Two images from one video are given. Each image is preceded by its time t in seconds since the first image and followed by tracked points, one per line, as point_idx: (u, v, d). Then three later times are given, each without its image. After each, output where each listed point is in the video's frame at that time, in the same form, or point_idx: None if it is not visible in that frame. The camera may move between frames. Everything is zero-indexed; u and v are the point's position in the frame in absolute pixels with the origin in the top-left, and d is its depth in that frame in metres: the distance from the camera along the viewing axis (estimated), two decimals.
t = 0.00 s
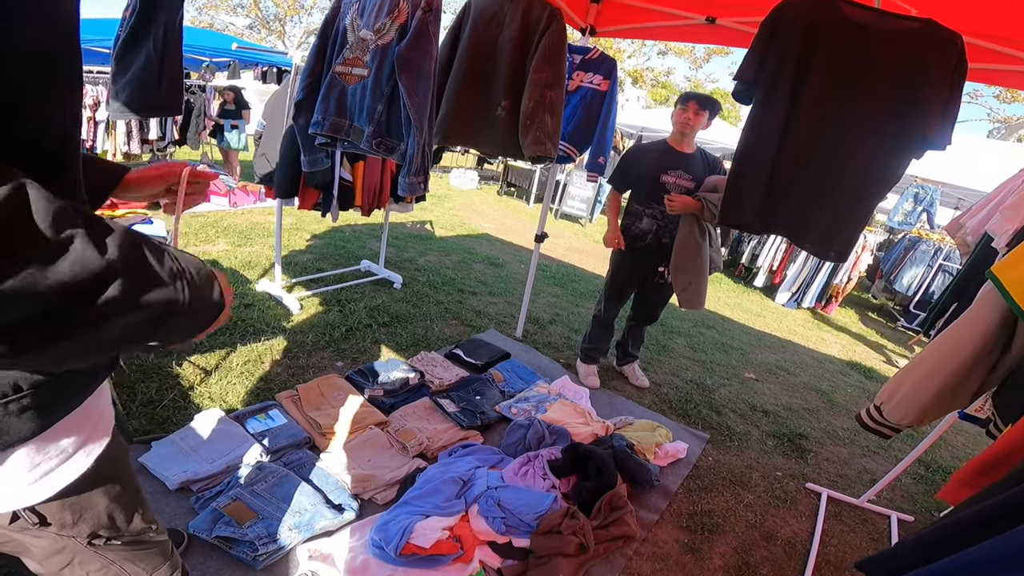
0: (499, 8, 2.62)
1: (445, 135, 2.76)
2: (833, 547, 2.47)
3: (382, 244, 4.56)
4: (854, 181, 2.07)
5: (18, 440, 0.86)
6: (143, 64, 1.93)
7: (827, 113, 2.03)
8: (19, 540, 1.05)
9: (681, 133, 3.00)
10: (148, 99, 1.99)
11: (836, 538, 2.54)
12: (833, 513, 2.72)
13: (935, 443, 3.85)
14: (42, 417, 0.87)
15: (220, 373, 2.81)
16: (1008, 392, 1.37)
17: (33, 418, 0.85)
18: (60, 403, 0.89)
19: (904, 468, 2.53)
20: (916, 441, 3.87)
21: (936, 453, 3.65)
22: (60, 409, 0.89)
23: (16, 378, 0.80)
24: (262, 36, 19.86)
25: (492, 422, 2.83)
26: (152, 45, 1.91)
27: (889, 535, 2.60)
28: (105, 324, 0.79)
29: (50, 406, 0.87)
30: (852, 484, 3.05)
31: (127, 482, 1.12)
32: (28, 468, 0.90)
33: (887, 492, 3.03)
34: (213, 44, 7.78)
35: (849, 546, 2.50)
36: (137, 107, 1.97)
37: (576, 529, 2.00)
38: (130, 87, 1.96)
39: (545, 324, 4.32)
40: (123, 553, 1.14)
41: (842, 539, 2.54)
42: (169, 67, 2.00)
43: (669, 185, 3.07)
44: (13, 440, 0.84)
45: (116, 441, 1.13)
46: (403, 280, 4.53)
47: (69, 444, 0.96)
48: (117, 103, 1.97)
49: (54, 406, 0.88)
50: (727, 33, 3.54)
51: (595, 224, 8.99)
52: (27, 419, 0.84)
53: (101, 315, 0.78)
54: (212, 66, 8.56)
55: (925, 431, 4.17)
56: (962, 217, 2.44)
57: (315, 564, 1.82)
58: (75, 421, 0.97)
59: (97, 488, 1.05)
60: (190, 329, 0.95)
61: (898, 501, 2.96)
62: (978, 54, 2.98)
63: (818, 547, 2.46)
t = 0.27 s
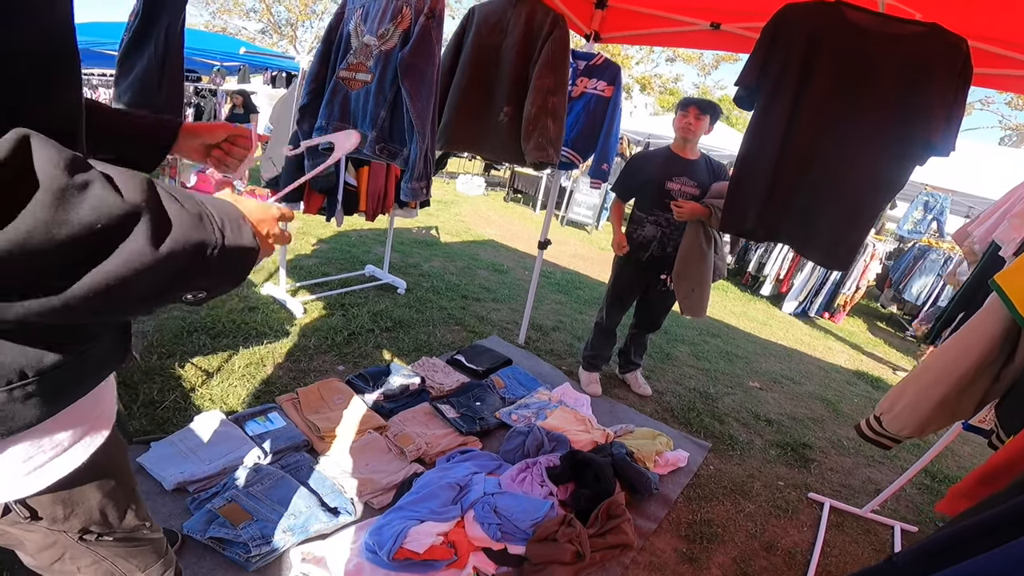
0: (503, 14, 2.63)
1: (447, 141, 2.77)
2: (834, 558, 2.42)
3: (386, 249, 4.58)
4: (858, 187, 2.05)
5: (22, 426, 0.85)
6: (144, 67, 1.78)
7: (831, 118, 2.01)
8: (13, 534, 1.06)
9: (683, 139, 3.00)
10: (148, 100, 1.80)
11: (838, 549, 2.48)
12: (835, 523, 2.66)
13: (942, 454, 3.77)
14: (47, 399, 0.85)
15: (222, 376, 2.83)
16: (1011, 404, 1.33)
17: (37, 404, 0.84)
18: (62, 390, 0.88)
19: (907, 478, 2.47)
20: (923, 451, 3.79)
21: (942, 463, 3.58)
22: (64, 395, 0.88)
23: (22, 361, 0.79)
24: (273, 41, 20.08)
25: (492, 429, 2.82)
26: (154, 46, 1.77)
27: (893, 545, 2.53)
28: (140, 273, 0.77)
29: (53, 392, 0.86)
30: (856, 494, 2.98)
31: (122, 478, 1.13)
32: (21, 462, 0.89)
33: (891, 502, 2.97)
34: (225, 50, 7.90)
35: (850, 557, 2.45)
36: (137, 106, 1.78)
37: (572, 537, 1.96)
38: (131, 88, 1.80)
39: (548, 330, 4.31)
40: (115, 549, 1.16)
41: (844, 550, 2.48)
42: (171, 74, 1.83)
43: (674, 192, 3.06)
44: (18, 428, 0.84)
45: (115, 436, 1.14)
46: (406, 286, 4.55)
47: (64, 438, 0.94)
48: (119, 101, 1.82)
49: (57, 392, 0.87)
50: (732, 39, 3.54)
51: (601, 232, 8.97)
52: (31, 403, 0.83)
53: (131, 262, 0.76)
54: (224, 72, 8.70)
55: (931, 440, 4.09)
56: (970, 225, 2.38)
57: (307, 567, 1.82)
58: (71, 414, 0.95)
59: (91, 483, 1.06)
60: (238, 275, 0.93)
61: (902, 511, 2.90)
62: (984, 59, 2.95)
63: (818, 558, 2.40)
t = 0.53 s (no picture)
0: (504, 18, 2.64)
1: (448, 144, 2.77)
2: (835, 565, 2.37)
3: (389, 252, 4.60)
4: (860, 189, 2.02)
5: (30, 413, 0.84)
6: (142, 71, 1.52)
7: (832, 120, 1.99)
8: (22, 524, 1.04)
9: (683, 143, 3.00)
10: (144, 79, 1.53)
11: (840, 556, 2.43)
12: (838, 530, 2.61)
13: (949, 461, 3.71)
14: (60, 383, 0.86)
15: (223, 378, 2.84)
16: (1010, 413, 1.29)
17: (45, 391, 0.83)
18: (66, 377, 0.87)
19: (912, 486, 2.40)
20: (929, 458, 3.73)
21: (949, 470, 3.51)
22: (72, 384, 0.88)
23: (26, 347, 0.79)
24: (281, 42, 20.26)
25: (491, 433, 2.80)
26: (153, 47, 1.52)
27: (896, 552, 2.49)
28: (125, 248, 0.73)
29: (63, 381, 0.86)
30: (860, 501, 2.93)
31: (132, 469, 1.13)
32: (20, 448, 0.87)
33: (895, 509, 2.91)
34: (232, 55, 8.00)
35: (852, 564, 2.40)
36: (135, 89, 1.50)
37: (569, 543, 1.96)
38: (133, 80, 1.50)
39: (550, 335, 4.29)
40: (123, 542, 1.14)
41: (845, 557, 2.43)
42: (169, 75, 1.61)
43: (677, 196, 3.04)
44: (28, 413, 0.82)
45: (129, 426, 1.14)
46: (409, 289, 4.56)
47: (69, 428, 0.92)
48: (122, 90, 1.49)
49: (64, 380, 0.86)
50: (733, 42, 3.54)
51: (605, 237, 8.96)
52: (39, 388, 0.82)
53: (114, 235, 0.72)
54: (232, 77, 8.80)
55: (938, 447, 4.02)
56: (975, 230, 2.35)
57: (301, 568, 1.82)
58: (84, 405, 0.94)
59: (103, 471, 1.05)
60: (235, 240, 0.89)
61: (906, 518, 2.85)
62: (988, 60, 2.93)
63: (820, 565, 2.35)
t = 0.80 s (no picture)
0: (498, 19, 2.65)
1: (444, 145, 2.78)
2: (835, 566, 2.36)
3: (387, 255, 4.60)
4: (857, 188, 2.01)
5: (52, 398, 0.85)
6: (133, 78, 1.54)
7: (827, 119, 1.99)
8: (53, 516, 1.08)
9: (677, 145, 3.01)
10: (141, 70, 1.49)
11: (840, 556, 2.42)
12: (838, 530, 2.59)
13: (949, 459, 3.69)
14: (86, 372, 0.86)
15: (221, 381, 2.83)
16: (1005, 413, 1.28)
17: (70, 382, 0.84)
18: (93, 367, 0.87)
19: (913, 486, 2.37)
20: (930, 457, 3.71)
21: (950, 469, 3.49)
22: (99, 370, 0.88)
23: (54, 337, 0.79)
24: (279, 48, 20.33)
25: (489, 434, 2.79)
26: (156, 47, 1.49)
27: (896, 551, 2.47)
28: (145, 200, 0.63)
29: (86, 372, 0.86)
30: (860, 500, 2.91)
31: (155, 462, 1.16)
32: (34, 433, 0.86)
33: (896, 508, 2.89)
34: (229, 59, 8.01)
35: (852, 565, 2.38)
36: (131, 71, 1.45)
37: (567, 544, 1.94)
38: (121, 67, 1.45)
39: (549, 336, 4.28)
40: (145, 534, 1.17)
41: (845, 557, 2.42)
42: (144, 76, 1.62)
43: (674, 195, 3.03)
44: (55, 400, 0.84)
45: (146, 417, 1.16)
46: (407, 292, 4.56)
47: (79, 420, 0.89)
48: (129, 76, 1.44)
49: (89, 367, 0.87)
50: (728, 41, 3.54)
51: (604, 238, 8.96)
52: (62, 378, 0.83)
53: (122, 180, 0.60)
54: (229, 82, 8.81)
55: (938, 446, 4.01)
56: (971, 227, 2.35)
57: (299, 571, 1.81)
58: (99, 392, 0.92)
59: (127, 465, 1.09)
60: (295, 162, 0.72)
61: (908, 517, 2.83)
62: (982, 57, 2.93)
63: (820, 565, 2.34)
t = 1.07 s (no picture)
0: (484, 19, 2.65)
1: (431, 147, 2.74)
2: (828, 560, 2.38)
3: (376, 256, 4.57)
4: (842, 184, 2.02)
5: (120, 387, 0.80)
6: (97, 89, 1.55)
7: (811, 116, 2.01)
8: (46, 523, 1.06)
9: (660, 140, 3.04)
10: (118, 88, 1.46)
11: (832, 551, 2.44)
12: (829, 524, 2.62)
13: (936, 452, 3.76)
14: (153, 354, 0.81)
15: (208, 384, 2.79)
16: (990, 406, 1.30)
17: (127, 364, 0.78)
18: (159, 347, 0.81)
19: (901, 479, 2.43)
20: (917, 450, 3.77)
21: (937, 462, 3.56)
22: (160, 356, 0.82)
23: (108, 316, 0.74)
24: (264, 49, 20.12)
25: (481, 434, 2.78)
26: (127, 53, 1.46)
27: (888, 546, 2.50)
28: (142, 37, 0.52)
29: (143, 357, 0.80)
30: (850, 495, 2.95)
31: (149, 464, 1.15)
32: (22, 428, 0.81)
33: (886, 503, 2.94)
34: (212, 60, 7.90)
35: (844, 559, 2.41)
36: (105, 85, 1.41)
37: (560, 543, 1.94)
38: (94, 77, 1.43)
39: (539, 335, 4.29)
40: (137, 541, 1.16)
41: (837, 552, 2.45)
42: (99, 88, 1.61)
43: (661, 193, 3.05)
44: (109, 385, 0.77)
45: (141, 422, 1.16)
46: (396, 292, 4.53)
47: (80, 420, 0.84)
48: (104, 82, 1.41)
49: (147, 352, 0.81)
50: (713, 40, 3.57)
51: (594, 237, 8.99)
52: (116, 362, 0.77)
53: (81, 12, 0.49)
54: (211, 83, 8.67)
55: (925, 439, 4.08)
56: (953, 222, 2.39)
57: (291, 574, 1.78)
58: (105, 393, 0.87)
59: (122, 467, 1.08)
60: None
61: (897, 512, 2.87)
62: (962, 55, 2.98)
63: (812, 560, 2.36)
